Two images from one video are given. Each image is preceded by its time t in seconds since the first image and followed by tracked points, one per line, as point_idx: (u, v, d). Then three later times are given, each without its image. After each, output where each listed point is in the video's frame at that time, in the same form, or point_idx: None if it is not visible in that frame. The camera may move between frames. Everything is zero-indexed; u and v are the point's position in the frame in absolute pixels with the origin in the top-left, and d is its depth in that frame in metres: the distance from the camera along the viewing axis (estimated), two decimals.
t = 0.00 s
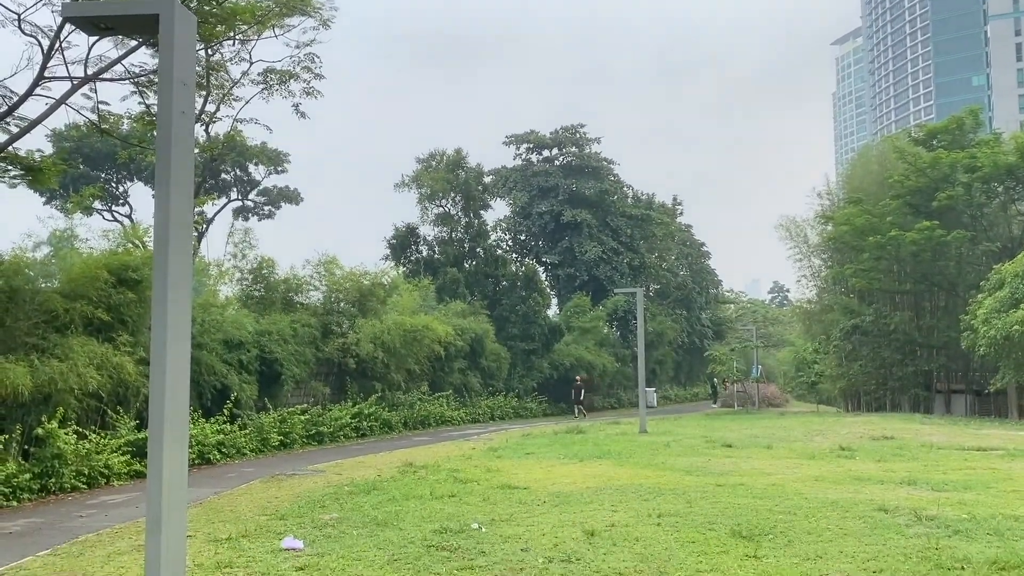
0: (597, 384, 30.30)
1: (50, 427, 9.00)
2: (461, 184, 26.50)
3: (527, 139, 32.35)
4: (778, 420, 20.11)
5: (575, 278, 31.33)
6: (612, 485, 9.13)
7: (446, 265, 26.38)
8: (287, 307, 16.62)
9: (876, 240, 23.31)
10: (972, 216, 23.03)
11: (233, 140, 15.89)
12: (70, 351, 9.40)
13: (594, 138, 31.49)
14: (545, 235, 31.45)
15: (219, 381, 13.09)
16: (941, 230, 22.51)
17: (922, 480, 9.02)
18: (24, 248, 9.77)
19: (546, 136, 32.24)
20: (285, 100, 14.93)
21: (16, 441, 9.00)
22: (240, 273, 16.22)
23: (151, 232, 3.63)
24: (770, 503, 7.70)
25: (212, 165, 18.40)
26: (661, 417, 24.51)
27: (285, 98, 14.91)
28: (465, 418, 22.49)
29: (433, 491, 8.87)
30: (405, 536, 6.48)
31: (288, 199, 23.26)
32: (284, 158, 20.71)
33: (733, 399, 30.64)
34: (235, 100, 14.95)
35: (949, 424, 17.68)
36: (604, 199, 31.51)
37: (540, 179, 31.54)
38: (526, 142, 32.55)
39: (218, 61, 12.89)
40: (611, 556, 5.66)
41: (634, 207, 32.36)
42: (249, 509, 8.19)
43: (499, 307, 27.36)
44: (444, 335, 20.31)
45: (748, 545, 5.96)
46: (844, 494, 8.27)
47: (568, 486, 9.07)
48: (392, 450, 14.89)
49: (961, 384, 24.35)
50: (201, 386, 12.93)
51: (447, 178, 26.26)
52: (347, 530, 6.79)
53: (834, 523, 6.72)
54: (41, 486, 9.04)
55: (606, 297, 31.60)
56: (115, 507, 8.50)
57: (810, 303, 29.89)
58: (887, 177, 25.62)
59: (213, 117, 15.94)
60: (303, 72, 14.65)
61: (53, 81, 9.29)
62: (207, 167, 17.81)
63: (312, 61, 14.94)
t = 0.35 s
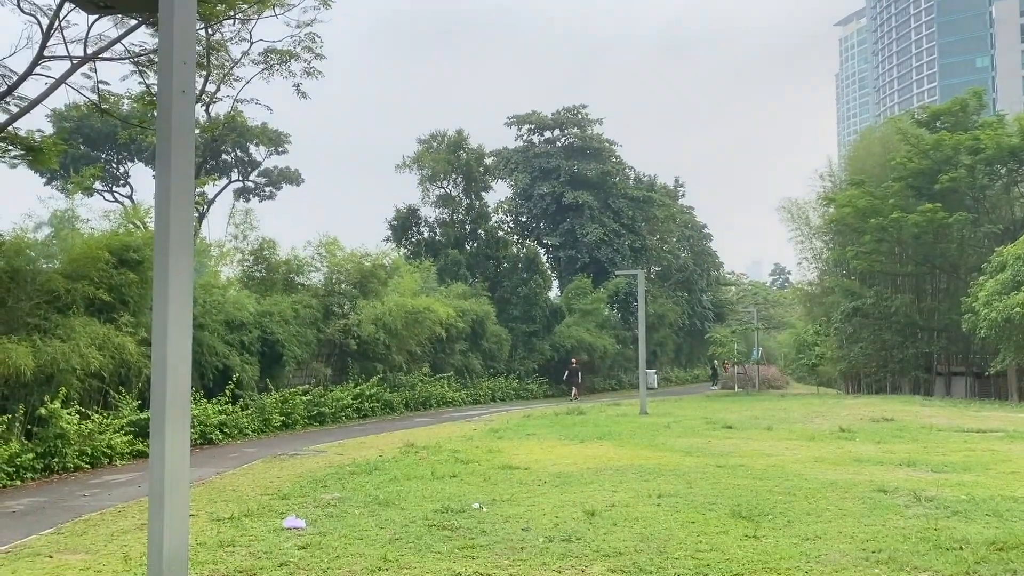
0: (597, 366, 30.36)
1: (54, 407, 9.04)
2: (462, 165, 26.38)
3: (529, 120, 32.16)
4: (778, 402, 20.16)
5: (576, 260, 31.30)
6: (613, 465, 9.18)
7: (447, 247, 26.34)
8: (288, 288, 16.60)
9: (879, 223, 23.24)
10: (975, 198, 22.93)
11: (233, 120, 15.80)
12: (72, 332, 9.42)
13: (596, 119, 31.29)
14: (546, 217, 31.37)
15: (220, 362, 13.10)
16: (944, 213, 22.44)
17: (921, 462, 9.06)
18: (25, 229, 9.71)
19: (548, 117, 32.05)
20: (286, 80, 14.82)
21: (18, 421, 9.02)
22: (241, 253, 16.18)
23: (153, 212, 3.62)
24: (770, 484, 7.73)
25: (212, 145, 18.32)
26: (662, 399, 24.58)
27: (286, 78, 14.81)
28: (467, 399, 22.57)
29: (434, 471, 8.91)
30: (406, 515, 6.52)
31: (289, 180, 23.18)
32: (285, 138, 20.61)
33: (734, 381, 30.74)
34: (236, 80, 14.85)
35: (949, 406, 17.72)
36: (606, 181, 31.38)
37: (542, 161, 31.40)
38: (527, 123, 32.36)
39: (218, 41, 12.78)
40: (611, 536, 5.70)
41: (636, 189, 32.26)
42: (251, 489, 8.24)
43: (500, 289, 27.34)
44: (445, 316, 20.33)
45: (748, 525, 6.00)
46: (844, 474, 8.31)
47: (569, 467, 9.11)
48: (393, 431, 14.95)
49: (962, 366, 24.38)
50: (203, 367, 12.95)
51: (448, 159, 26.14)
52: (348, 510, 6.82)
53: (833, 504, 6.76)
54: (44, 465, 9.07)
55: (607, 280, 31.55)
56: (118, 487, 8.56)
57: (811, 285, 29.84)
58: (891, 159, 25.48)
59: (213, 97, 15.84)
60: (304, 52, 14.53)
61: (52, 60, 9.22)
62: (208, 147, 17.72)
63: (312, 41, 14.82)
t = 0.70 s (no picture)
0: (598, 350, 30.41)
1: (56, 390, 9.07)
2: (463, 149, 26.30)
3: (530, 103, 31.98)
4: (779, 386, 20.20)
5: (578, 244, 31.28)
6: (614, 449, 9.22)
7: (448, 231, 26.30)
8: (289, 272, 16.60)
9: (881, 207, 23.18)
10: (977, 183, 22.86)
11: (234, 102, 15.73)
12: (73, 315, 9.41)
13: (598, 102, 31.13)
14: (547, 201, 31.28)
15: (222, 345, 13.11)
16: (946, 198, 22.37)
17: (922, 446, 9.09)
18: (25, 212, 9.67)
19: (549, 100, 31.87)
20: (287, 63, 14.74)
21: (21, 404, 9.08)
22: (241, 237, 16.16)
23: (153, 197, 3.61)
24: (770, 467, 7.77)
25: (213, 128, 18.24)
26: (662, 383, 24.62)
27: (286, 60, 14.73)
28: (467, 382, 22.63)
29: (436, 454, 8.94)
30: (408, 498, 6.55)
31: (290, 163, 23.09)
32: (286, 121, 20.51)
33: (735, 366, 30.80)
34: (236, 63, 14.77)
35: (949, 390, 17.78)
36: (608, 165, 31.29)
37: (543, 144, 31.26)
38: (529, 107, 32.19)
39: (218, 24, 12.68)
40: (612, 518, 5.72)
41: (638, 173, 32.16)
42: (253, 471, 8.27)
43: (502, 273, 27.31)
44: (447, 300, 20.34)
45: (747, 509, 6.01)
46: (844, 458, 8.34)
47: (570, 450, 9.15)
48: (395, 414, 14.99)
49: (963, 350, 24.40)
50: (204, 350, 12.96)
51: (449, 142, 26.04)
52: (350, 492, 6.86)
53: (833, 487, 6.79)
54: (47, 448, 9.14)
55: (608, 264, 31.50)
56: (121, 469, 8.61)
57: (813, 270, 29.79)
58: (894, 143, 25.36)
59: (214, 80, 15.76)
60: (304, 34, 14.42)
61: (52, 43, 9.17)
62: (208, 130, 17.65)
63: (313, 23, 14.71)
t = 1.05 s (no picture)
0: (598, 340, 30.41)
1: (59, 380, 9.23)
2: (465, 139, 26.33)
3: (532, 92, 31.83)
4: (779, 376, 20.24)
5: (579, 235, 31.28)
6: (615, 438, 9.24)
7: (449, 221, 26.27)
8: (290, 262, 16.31)
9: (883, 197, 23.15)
10: (980, 172, 22.79)
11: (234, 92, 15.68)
12: (76, 304, 9.47)
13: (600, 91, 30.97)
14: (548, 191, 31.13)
15: (225, 335, 13.01)
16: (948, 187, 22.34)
17: (922, 435, 9.10)
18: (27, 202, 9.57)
19: (551, 89, 31.73)
20: (288, 53, 14.69)
21: (24, 393, 9.14)
22: (242, 226, 15.54)
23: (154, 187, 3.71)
24: (770, 457, 7.78)
25: (214, 118, 18.21)
26: (664, 373, 24.64)
27: (287, 50, 14.67)
28: (468, 372, 22.68)
29: (436, 444, 8.96)
30: (409, 487, 6.57)
31: (291, 153, 23.04)
32: (288, 111, 20.47)
33: (737, 355, 30.91)
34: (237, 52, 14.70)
35: (950, 380, 17.79)
36: (610, 154, 31.28)
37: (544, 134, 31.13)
38: (530, 96, 32.04)
39: (218, 13, 12.61)
40: (612, 508, 5.74)
41: (640, 162, 32.10)
42: (255, 460, 8.30)
43: (503, 263, 27.29)
44: (448, 290, 20.45)
45: (747, 498, 6.03)
46: (844, 448, 8.34)
47: (571, 440, 9.18)
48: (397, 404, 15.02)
49: (964, 341, 24.37)
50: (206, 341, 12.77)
51: (450, 132, 25.96)
52: (351, 481, 6.89)
53: (833, 476, 6.80)
54: (49, 438, 9.22)
55: (609, 254, 31.45)
56: (122, 458, 8.64)
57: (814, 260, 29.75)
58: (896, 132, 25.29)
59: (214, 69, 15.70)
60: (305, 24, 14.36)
61: (52, 31, 9.12)
62: (209, 120, 17.59)
63: (313, 12, 14.62)
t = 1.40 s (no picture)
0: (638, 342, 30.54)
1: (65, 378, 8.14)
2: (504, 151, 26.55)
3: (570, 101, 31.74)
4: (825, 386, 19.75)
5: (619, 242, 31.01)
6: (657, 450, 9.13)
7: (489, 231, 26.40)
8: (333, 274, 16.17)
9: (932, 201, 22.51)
10: None
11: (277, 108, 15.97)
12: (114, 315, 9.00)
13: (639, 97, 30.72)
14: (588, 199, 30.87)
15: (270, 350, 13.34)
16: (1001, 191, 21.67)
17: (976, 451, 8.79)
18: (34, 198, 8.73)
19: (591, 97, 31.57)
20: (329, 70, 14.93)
21: (27, 390, 8.15)
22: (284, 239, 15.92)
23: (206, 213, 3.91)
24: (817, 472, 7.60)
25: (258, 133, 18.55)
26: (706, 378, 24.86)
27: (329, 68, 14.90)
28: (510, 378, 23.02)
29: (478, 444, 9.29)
30: (459, 502, 7.25)
31: (332, 167, 23.34)
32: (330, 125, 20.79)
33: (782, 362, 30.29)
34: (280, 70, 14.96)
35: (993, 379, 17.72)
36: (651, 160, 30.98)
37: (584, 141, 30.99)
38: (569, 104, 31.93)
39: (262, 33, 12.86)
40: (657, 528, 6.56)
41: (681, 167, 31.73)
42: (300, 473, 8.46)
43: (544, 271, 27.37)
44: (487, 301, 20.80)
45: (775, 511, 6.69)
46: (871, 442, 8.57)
47: (613, 452, 9.09)
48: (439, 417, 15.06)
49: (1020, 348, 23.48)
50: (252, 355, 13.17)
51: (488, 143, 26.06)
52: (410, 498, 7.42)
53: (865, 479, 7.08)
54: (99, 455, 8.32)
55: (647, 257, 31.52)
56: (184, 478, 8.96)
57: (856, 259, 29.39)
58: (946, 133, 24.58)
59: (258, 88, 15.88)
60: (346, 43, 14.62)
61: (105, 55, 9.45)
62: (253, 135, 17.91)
63: (354, 30, 14.82)
